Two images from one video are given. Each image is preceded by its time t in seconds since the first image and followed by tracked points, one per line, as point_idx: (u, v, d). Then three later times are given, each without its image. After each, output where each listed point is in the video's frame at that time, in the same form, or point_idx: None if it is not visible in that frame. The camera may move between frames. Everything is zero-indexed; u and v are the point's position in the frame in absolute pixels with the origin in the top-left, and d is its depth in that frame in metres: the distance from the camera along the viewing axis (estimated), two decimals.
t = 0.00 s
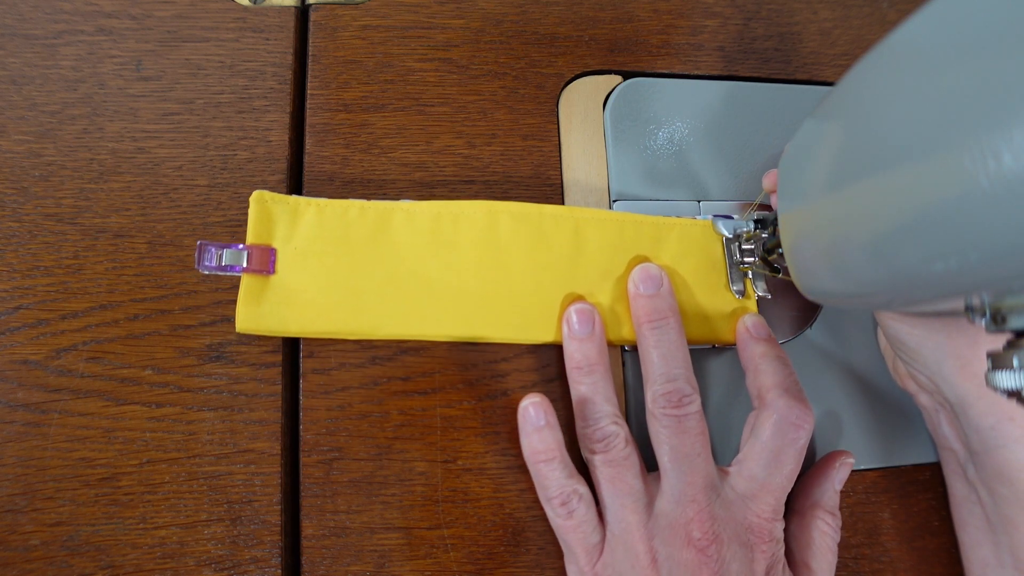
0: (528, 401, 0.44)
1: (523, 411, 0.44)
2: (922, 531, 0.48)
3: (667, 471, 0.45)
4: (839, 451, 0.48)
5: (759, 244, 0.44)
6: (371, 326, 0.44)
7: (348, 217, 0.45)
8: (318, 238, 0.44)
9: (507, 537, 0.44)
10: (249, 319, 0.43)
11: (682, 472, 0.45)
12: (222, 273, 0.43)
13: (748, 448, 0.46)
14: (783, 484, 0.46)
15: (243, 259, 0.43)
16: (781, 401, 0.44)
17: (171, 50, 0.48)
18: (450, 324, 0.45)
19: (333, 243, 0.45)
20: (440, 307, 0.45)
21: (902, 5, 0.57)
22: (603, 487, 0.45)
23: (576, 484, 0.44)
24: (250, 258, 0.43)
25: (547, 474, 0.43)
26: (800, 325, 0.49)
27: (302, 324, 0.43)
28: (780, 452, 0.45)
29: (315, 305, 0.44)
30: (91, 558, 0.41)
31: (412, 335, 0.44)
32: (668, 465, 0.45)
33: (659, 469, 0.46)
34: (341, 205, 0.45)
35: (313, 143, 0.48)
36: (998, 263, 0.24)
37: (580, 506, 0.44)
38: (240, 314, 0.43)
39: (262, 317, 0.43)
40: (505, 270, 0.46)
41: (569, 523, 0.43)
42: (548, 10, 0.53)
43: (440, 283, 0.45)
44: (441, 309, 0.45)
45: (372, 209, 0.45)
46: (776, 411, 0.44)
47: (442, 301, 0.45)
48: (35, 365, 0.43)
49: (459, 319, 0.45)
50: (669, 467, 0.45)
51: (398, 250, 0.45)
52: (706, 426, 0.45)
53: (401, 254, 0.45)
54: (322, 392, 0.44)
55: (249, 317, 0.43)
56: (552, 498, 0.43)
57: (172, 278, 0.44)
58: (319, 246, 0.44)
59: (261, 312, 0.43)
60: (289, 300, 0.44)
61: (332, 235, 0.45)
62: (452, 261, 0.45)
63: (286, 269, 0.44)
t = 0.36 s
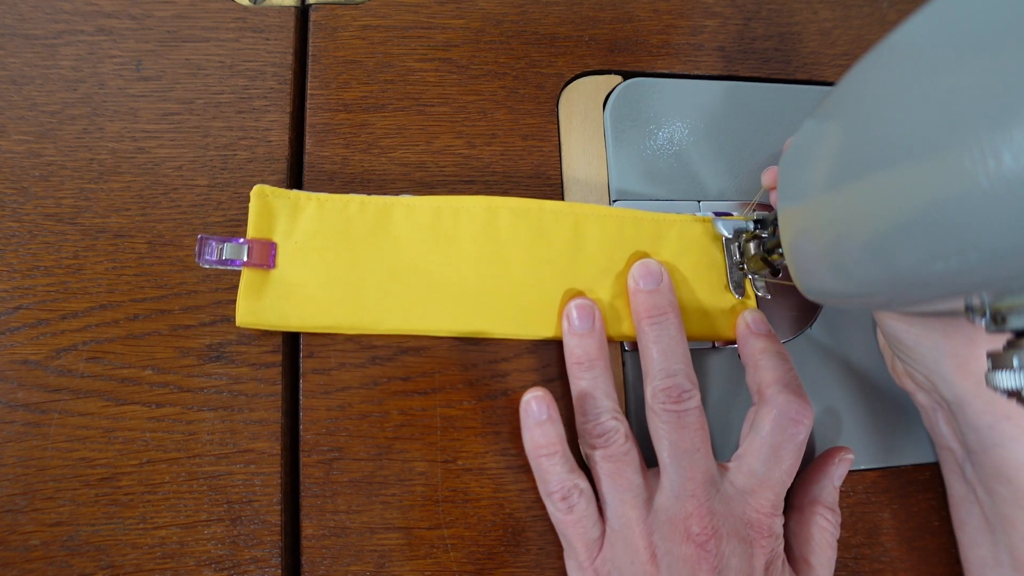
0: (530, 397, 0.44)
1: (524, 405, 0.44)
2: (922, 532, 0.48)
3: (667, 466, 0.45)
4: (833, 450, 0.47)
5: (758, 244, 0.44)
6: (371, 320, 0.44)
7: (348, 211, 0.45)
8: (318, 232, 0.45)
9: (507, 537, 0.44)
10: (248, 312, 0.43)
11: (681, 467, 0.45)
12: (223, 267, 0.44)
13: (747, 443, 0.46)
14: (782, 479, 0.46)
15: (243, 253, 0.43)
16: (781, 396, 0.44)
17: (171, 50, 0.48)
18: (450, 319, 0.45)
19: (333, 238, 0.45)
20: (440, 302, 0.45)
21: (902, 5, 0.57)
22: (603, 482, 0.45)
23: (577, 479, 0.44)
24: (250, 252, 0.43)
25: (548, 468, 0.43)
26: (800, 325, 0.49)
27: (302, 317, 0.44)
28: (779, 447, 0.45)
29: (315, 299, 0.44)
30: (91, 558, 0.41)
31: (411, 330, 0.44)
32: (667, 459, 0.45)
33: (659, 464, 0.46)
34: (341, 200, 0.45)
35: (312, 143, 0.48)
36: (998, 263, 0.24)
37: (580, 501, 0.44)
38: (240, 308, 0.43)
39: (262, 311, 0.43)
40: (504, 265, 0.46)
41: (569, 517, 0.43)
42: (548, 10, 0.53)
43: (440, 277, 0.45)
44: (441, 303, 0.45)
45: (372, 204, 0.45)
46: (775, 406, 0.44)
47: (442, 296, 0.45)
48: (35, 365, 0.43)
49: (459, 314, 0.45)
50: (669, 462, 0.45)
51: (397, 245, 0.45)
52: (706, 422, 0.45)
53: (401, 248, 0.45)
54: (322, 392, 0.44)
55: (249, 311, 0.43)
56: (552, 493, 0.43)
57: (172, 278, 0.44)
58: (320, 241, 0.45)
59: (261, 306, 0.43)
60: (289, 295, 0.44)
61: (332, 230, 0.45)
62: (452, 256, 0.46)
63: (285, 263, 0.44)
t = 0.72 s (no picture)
0: (530, 394, 0.44)
1: (524, 402, 0.44)
2: (922, 531, 0.48)
3: (667, 463, 0.45)
4: (827, 445, 0.48)
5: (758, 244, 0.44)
6: (371, 318, 0.44)
7: (348, 210, 0.45)
8: (318, 231, 0.45)
9: (507, 538, 0.44)
10: (249, 310, 0.43)
11: (681, 465, 0.45)
12: (223, 266, 0.44)
13: (746, 440, 0.46)
14: (781, 476, 0.46)
15: (243, 252, 0.43)
16: (780, 394, 0.44)
17: (171, 50, 0.48)
18: (450, 317, 0.45)
19: (333, 236, 0.45)
20: (440, 300, 0.45)
21: (902, 5, 0.57)
22: (603, 480, 0.45)
23: (576, 476, 0.44)
24: (251, 250, 0.43)
25: (548, 466, 0.43)
26: (800, 325, 0.49)
27: (302, 316, 0.44)
28: (778, 444, 0.45)
29: (315, 298, 0.44)
30: (91, 558, 0.41)
31: (411, 328, 0.44)
32: (666, 457, 0.45)
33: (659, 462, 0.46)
34: (341, 198, 0.45)
35: (312, 143, 0.48)
36: (998, 262, 0.24)
37: (579, 498, 0.43)
38: (240, 307, 0.43)
39: (262, 311, 0.43)
40: (504, 264, 0.46)
41: (569, 515, 0.43)
42: (548, 10, 0.53)
43: (440, 275, 0.45)
44: (441, 301, 0.45)
45: (372, 203, 0.45)
46: (774, 404, 0.44)
47: (442, 294, 0.45)
48: (35, 365, 0.43)
49: (458, 312, 0.45)
50: (668, 459, 0.45)
51: (397, 243, 0.45)
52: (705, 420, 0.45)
53: (401, 247, 0.45)
54: (322, 392, 0.44)
55: (248, 310, 0.43)
56: (552, 491, 0.43)
57: (172, 278, 0.44)
58: (319, 239, 0.45)
59: (261, 306, 0.43)
60: (289, 294, 0.44)
61: (332, 228, 0.45)
62: (452, 254, 0.46)
63: (285, 262, 0.44)
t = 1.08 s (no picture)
0: (527, 392, 0.44)
1: (522, 401, 0.44)
2: (922, 531, 0.48)
3: (666, 461, 0.45)
4: (824, 442, 0.48)
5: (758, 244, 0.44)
6: (372, 318, 0.44)
7: (348, 210, 0.45)
8: (318, 230, 0.45)
9: (507, 537, 0.44)
10: (249, 310, 0.43)
11: (680, 463, 0.45)
12: (223, 269, 0.44)
13: (744, 438, 0.46)
14: (778, 473, 0.46)
15: (243, 254, 0.43)
16: (778, 392, 0.44)
17: (171, 50, 0.48)
18: (450, 316, 0.45)
19: (333, 236, 0.45)
20: (440, 298, 0.45)
21: (902, 5, 0.57)
22: (603, 477, 0.45)
23: (574, 475, 0.44)
24: (251, 254, 0.43)
25: (545, 465, 0.43)
26: (800, 325, 0.49)
27: (302, 316, 0.44)
28: (776, 442, 0.45)
29: (315, 297, 0.44)
30: (91, 558, 0.41)
31: (412, 326, 0.44)
32: (666, 454, 0.45)
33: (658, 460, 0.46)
34: (341, 198, 0.45)
35: (312, 143, 0.48)
36: (998, 262, 0.24)
37: (578, 497, 0.43)
38: (241, 308, 0.43)
39: (263, 311, 0.43)
40: (504, 263, 0.46)
41: (567, 514, 0.43)
42: (548, 10, 0.53)
43: (440, 274, 0.45)
44: (441, 300, 0.45)
45: (371, 202, 0.45)
46: (773, 402, 0.44)
47: (442, 292, 0.45)
48: (35, 365, 0.43)
49: (459, 310, 0.45)
50: (667, 457, 0.45)
51: (397, 243, 0.45)
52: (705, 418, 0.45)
53: (401, 246, 0.45)
54: (322, 392, 0.44)
55: (249, 311, 0.43)
56: (550, 490, 0.43)
57: (172, 278, 0.44)
58: (319, 239, 0.45)
59: (261, 306, 0.43)
60: (290, 294, 0.44)
61: (332, 228, 0.45)
62: (452, 252, 0.46)
63: (286, 262, 0.44)
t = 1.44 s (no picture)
0: (521, 392, 0.44)
1: (515, 401, 0.44)
2: (922, 531, 0.48)
3: (666, 459, 0.45)
4: (823, 442, 0.47)
5: (758, 244, 0.44)
6: (372, 316, 0.44)
7: (347, 209, 0.45)
8: (318, 230, 0.45)
9: (507, 537, 0.44)
10: (250, 310, 0.43)
11: (679, 461, 0.45)
12: (223, 267, 0.44)
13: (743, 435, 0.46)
14: (778, 470, 0.46)
15: (243, 254, 0.43)
16: (776, 390, 0.45)
17: (171, 50, 0.48)
18: (450, 314, 0.45)
19: (334, 235, 0.45)
20: (441, 297, 0.45)
21: (902, 5, 0.57)
22: (602, 476, 0.45)
23: (571, 474, 0.44)
24: (251, 252, 0.43)
25: (542, 464, 0.43)
26: (801, 326, 0.49)
27: (302, 315, 0.44)
28: (774, 439, 0.45)
29: (315, 297, 0.44)
30: (91, 558, 0.41)
31: (413, 325, 0.44)
32: (665, 453, 0.45)
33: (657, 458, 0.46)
34: (341, 198, 0.45)
35: (312, 143, 0.48)
36: (997, 263, 0.24)
37: (575, 496, 0.43)
38: (241, 308, 0.43)
39: (263, 311, 0.43)
40: (504, 261, 0.46)
41: (565, 512, 0.43)
42: (548, 10, 0.53)
43: (440, 272, 0.45)
44: (442, 298, 0.45)
45: (371, 202, 0.45)
46: (772, 400, 0.44)
47: (443, 291, 0.45)
48: (35, 365, 0.43)
49: (459, 308, 0.45)
50: (667, 455, 0.45)
51: (398, 242, 0.45)
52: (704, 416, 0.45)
53: (401, 244, 0.45)
54: (322, 392, 0.44)
55: (251, 312, 0.43)
56: (547, 489, 0.43)
57: (172, 278, 0.44)
58: (319, 238, 0.45)
59: (262, 307, 0.43)
60: (290, 293, 0.44)
61: (332, 227, 0.45)
62: (452, 250, 0.46)
63: (286, 261, 0.44)
